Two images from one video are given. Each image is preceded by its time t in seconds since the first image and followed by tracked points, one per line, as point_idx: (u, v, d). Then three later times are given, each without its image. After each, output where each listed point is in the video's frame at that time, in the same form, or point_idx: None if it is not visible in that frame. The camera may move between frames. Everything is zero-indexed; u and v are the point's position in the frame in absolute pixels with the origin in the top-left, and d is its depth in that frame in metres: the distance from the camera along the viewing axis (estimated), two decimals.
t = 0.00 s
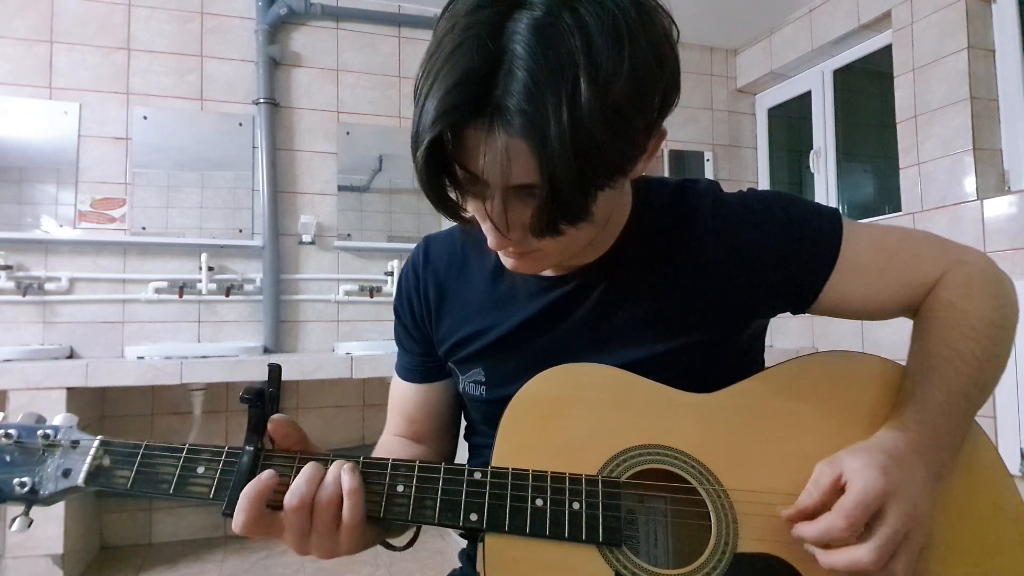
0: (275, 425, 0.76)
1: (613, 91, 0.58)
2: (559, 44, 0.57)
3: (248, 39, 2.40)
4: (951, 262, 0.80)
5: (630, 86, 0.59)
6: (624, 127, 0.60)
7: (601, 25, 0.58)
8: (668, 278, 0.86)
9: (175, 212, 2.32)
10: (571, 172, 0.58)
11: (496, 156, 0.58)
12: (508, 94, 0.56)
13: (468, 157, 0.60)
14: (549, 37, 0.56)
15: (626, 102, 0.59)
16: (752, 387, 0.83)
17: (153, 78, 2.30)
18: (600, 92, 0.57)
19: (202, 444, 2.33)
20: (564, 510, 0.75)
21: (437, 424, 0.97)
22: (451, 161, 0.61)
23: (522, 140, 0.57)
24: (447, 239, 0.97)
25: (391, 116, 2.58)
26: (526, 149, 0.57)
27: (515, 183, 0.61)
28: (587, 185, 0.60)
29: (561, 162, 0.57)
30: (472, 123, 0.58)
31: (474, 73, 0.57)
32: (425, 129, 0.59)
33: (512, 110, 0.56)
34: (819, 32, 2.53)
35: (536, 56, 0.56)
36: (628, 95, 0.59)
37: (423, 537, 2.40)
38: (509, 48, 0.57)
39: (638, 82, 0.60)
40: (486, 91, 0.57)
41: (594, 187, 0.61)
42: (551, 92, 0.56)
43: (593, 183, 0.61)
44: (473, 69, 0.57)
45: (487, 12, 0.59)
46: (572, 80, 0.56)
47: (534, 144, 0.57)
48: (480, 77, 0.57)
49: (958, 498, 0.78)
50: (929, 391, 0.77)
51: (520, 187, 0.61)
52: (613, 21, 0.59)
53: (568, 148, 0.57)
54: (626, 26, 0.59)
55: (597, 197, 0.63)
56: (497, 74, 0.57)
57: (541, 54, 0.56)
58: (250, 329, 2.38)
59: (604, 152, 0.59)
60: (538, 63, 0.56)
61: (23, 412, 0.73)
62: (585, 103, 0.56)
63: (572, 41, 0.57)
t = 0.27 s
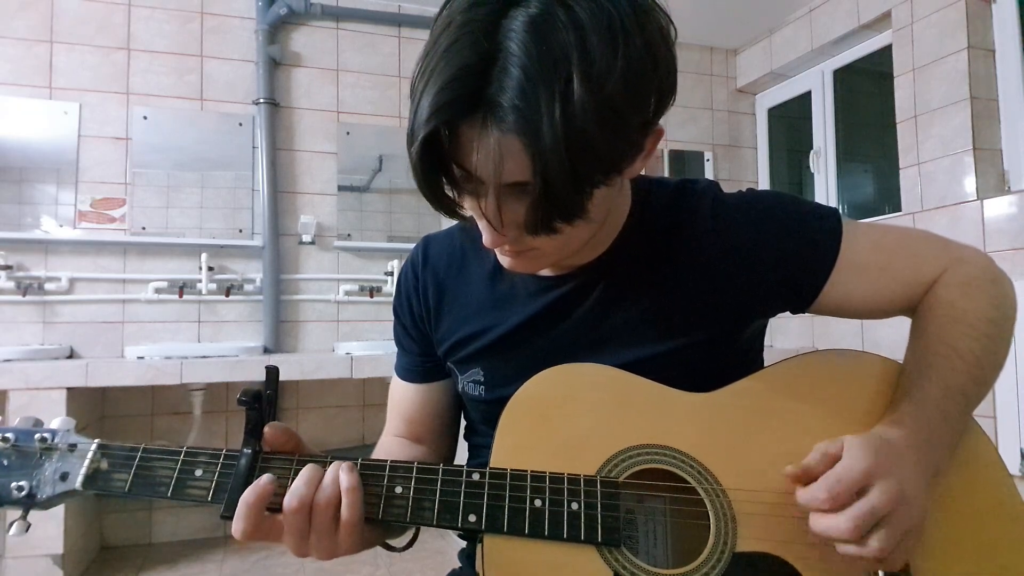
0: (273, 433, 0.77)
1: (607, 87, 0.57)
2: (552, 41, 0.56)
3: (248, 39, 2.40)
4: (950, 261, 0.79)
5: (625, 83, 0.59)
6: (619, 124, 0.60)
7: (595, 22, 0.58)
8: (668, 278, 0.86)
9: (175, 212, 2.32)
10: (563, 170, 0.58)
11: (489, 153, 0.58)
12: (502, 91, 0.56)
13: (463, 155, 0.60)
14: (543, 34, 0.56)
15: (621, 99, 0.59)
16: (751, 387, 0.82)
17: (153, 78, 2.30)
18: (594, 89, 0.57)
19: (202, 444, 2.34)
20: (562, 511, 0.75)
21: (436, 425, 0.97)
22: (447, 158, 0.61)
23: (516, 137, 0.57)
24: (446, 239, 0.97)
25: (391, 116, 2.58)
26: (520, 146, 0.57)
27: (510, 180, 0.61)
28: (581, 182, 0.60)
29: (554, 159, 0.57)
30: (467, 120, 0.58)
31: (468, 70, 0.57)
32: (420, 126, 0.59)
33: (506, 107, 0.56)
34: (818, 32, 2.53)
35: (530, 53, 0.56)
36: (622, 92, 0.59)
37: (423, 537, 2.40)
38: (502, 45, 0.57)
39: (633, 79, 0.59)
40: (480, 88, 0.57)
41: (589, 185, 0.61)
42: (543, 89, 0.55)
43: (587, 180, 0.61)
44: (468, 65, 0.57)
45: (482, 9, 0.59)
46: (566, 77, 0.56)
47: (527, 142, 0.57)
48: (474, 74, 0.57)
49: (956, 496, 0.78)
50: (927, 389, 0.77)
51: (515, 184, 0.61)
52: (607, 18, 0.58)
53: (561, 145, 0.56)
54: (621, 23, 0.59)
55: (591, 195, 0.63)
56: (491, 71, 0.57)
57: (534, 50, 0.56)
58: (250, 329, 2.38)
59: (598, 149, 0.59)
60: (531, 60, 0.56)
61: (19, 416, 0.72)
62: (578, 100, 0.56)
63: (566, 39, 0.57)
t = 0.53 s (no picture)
0: (275, 433, 0.76)
1: (594, 84, 0.57)
2: (540, 38, 0.57)
3: (248, 39, 2.40)
4: (949, 260, 0.80)
5: (614, 79, 0.59)
6: (609, 121, 0.59)
7: (583, 21, 0.58)
8: (668, 278, 0.86)
9: (175, 212, 2.32)
10: (552, 168, 0.58)
11: (477, 152, 0.59)
12: (491, 89, 0.56)
13: (453, 154, 0.61)
14: (530, 31, 0.57)
15: (609, 95, 0.59)
16: (751, 387, 0.83)
17: (153, 78, 2.30)
18: (582, 86, 0.57)
19: (203, 444, 2.33)
20: (566, 511, 0.75)
21: (438, 427, 0.97)
22: (438, 157, 0.62)
23: (505, 135, 0.57)
24: (445, 240, 0.97)
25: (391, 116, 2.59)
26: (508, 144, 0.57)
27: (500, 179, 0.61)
28: (571, 180, 0.60)
29: (542, 156, 0.57)
30: (456, 119, 0.58)
31: (456, 68, 0.57)
32: (410, 126, 0.60)
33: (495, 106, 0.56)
34: (818, 32, 2.53)
35: (518, 50, 0.56)
36: (610, 89, 0.59)
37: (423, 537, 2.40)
38: (490, 45, 0.57)
39: (622, 75, 0.59)
40: (468, 87, 0.57)
41: (579, 183, 0.61)
42: (530, 88, 0.56)
43: (577, 179, 0.60)
44: (456, 64, 0.57)
45: (471, 9, 0.59)
46: (553, 74, 0.56)
47: (515, 140, 0.57)
48: (463, 73, 0.57)
49: (957, 495, 0.78)
50: (928, 389, 0.77)
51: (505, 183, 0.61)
52: (595, 15, 0.58)
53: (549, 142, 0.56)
54: (609, 20, 0.59)
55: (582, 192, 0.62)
56: (479, 69, 0.57)
57: (522, 48, 0.56)
58: (250, 329, 2.38)
59: (587, 145, 0.59)
60: (518, 57, 0.56)
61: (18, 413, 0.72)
62: (565, 96, 0.56)
63: (553, 36, 0.57)
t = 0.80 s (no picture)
0: (278, 433, 0.77)
1: (571, 60, 0.57)
2: (517, 18, 0.58)
3: (248, 39, 2.40)
4: (951, 262, 0.80)
5: (594, 58, 0.59)
6: (589, 100, 0.59)
7: (561, 3, 0.58)
8: (668, 278, 0.86)
9: (175, 212, 2.32)
10: (530, 146, 0.58)
11: (458, 132, 0.60)
12: (470, 70, 0.58)
13: (438, 138, 0.63)
14: (508, 12, 0.58)
15: (589, 74, 0.59)
16: (750, 387, 0.83)
17: (153, 78, 2.30)
18: (559, 63, 0.57)
19: (202, 444, 2.33)
20: (565, 511, 0.75)
21: (438, 429, 0.96)
22: (427, 142, 0.64)
23: (483, 114, 0.58)
24: (445, 242, 0.97)
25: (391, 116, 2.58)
26: (486, 124, 0.58)
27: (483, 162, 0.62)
28: (552, 160, 0.60)
29: (518, 134, 0.57)
30: (440, 102, 0.60)
31: (438, 53, 0.59)
32: (399, 111, 0.63)
33: (473, 86, 0.58)
34: (819, 32, 2.53)
35: (494, 30, 0.57)
36: (589, 66, 0.59)
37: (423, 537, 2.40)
38: (470, 31, 0.59)
39: (602, 54, 0.59)
40: (450, 70, 0.60)
41: (560, 162, 0.61)
42: (505, 67, 0.56)
43: (559, 159, 0.60)
44: (438, 48, 0.59)
45: None
46: (529, 52, 0.57)
47: (490, 117, 0.57)
48: (445, 56, 0.59)
49: (958, 498, 0.78)
50: (930, 390, 0.77)
51: (487, 166, 0.61)
52: None
53: (525, 119, 0.57)
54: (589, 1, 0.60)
55: (566, 175, 0.62)
56: (460, 52, 0.59)
57: (498, 28, 0.57)
58: (250, 329, 2.38)
59: (566, 123, 0.59)
60: (495, 37, 0.57)
61: (17, 414, 0.72)
62: (540, 72, 0.56)
63: (530, 15, 0.58)
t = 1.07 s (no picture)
0: (280, 434, 0.77)
1: (567, 66, 0.58)
2: (511, 23, 0.58)
3: (248, 39, 2.40)
4: (952, 263, 0.79)
5: (589, 62, 0.59)
6: (585, 104, 0.59)
7: (554, 6, 0.59)
8: (668, 278, 0.86)
9: (175, 212, 2.32)
10: (528, 150, 0.58)
11: (455, 139, 0.60)
12: (466, 77, 0.58)
13: (435, 145, 0.63)
14: (503, 17, 0.58)
15: (585, 78, 0.59)
16: (750, 388, 0.83)
17: (153, 78, 2.30)
18: (555, 68, 0.57)
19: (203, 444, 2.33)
20: (564, 510, 0.75)
21: (439, 428, 0.96)
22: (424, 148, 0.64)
23: (479, 120, 0.58)
24: (446, 242, 0.97)
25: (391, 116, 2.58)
26: (483, 130, 0.58)
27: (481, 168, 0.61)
28: (549, 165, 0.60)
29: (515, 140, 0.57)
30: (436, 108, 0.60)
31: (433, 60, 0.59)
32: (396, 118, 0.63)
33: (469, 92, 0.58)
34: (819, 32, 2.53)
35: (490, 36, 0.57)
36: (584, 70, 0.59)
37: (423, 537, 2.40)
38: (464, 36, 0.59)
39: (597, 58, 0.59)
40: (446, 76, 0.59)
41: (558, 167, 0.61)
42: (501, 73, 0.57)
43: (556, 163, 0.60)
44: (434, 55, 0.59)
45: (449, 4, 0.61)
46: (525, 57, 0.57)
47: (487, 124, 0.57)
48: (441, 62, 0.59)
49: (958, 498, 0.78)
50: (929, 391, 0.77)
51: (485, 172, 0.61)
52: None
53: (522, 125, 0.57)
54: (583, 5, 0.60)
55: (565, 178, 0.62)
56: (456, 58, 0.59)
57: (494, 34, 0.57)
58: (250, 329, 2.38)
59: (563, 128, 0.59)
60: (491, 43, 0.57)
61: (21, 412, 0.73)
62: (536, 77, 0.56)
63: (525, 20, 0.58)
